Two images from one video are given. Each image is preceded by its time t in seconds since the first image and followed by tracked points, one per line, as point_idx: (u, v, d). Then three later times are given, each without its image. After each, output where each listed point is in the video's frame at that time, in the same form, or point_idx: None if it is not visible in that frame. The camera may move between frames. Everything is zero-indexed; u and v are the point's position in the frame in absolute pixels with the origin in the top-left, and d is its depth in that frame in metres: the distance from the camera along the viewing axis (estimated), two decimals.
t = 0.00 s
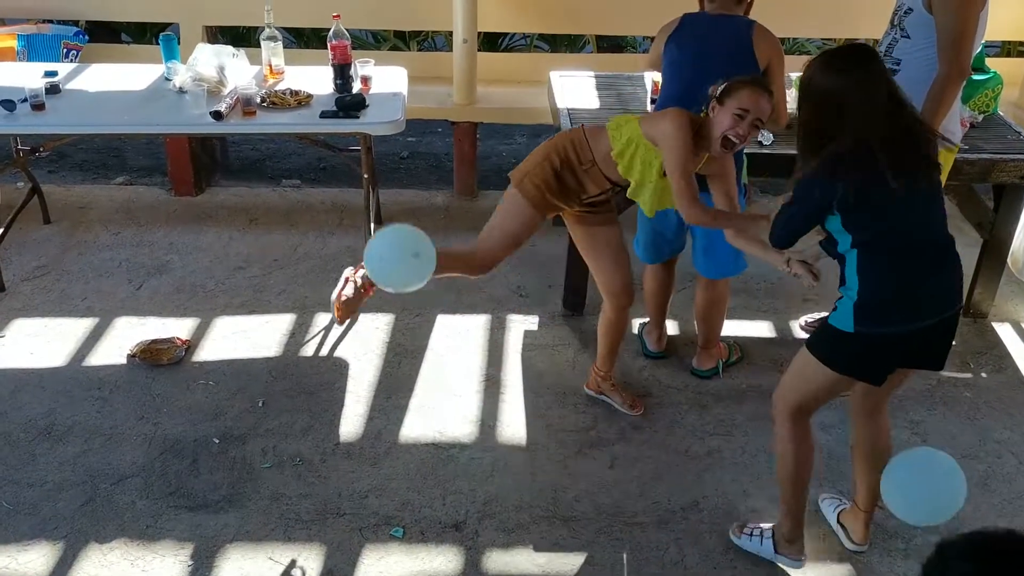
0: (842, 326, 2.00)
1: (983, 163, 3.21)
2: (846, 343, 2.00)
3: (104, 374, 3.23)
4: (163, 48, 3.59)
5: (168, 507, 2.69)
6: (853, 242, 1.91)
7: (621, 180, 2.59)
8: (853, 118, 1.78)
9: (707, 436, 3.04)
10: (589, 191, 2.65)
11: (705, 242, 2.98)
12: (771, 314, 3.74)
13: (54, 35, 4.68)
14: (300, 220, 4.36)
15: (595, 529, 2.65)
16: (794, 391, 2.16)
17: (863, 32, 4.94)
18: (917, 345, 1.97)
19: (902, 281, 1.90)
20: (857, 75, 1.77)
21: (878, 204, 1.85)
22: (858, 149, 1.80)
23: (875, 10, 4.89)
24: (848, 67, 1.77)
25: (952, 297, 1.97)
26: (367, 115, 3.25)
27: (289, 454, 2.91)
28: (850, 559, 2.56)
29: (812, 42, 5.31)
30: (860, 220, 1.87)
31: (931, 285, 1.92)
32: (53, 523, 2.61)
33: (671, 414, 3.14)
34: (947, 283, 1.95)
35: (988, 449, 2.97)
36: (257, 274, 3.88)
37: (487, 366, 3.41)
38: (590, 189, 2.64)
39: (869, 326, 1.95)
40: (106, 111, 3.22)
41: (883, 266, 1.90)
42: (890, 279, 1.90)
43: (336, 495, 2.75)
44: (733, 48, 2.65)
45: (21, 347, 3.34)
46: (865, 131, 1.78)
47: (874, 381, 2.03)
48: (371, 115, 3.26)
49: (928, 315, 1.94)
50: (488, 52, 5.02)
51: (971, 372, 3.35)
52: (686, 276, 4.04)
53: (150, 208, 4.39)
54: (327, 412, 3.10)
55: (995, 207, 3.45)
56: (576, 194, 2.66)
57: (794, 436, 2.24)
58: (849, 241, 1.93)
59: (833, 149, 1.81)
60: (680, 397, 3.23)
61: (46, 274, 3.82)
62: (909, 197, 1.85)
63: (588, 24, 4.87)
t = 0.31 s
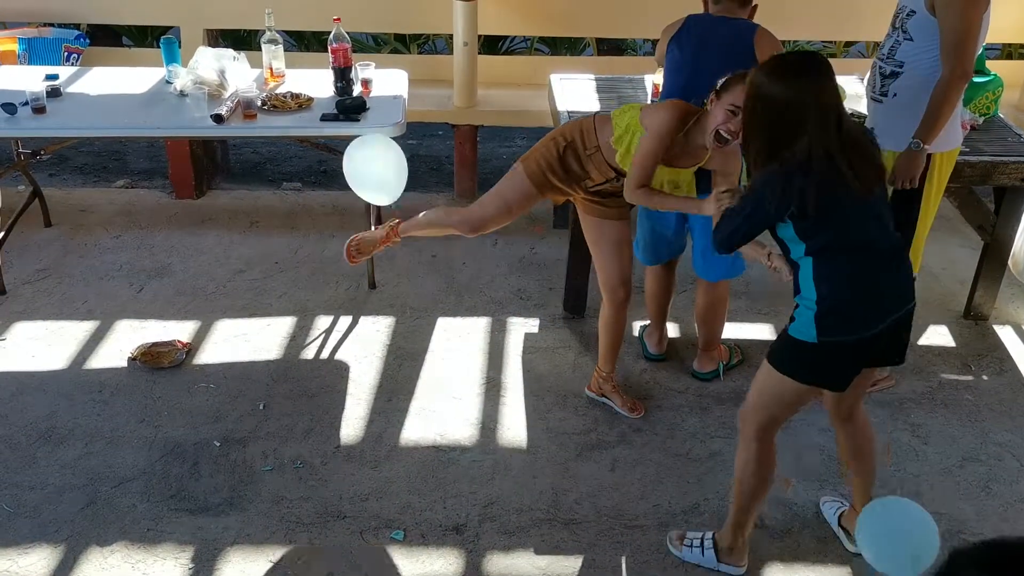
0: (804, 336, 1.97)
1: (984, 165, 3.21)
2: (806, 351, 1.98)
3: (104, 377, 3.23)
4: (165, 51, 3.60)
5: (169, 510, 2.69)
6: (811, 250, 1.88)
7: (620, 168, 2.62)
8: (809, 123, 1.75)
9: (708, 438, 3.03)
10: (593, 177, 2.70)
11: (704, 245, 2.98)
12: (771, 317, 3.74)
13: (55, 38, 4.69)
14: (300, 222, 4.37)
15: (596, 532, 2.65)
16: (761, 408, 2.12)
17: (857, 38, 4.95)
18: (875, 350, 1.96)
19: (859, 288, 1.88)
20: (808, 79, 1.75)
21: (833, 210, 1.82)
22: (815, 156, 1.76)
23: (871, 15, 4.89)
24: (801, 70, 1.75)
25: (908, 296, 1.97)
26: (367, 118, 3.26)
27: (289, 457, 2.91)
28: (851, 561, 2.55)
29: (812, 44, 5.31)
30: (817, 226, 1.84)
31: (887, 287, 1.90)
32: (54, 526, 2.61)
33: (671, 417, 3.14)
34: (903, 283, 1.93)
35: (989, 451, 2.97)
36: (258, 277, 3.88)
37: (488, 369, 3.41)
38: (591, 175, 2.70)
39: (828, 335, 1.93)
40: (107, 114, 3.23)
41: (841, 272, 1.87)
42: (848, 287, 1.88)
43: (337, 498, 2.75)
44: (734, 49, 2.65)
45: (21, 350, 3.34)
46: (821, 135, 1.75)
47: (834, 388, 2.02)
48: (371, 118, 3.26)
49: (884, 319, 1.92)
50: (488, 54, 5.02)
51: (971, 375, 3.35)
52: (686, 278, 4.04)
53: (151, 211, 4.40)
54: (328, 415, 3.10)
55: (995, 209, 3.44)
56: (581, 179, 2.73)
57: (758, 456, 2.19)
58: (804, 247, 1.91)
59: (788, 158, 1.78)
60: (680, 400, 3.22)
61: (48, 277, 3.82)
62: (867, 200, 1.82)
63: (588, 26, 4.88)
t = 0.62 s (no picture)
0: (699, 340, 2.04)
1: (986, 167, 3.21)
2: (705, 353, 2.05)
3: (106, 380, 3.23)
4: (167, 54, 3.60)
5: (170, 513, 2.69)
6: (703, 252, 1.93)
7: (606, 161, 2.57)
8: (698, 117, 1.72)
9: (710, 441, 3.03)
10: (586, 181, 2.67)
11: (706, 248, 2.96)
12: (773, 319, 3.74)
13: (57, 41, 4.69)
14: (302, 225, 4.37)
15: (597, 535, 2.64)
16: (699, 418, 2.17)
17: (857, 40, 4.96)
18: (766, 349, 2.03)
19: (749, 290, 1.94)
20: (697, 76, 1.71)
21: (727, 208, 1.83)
22: (700, 149, 1.73)
23: (871, 17, 4.90)
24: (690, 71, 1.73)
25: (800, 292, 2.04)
26: (369, 121, 3.26)
27: (291, 460, 2.91)
28: (852, 564, 2.55)
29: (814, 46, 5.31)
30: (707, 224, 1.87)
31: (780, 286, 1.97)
32: (55, 528, 2.61)
33: (673, 419, 3.13)
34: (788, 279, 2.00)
35: (991, 454, 2.97)
36: (260, 280, 3.88)
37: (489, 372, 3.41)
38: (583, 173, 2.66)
39: (724, 337, 2.00)
40: (108, 117, 3.23)
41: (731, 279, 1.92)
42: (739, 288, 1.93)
43: (339, 501, 2.75)
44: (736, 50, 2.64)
45: (23, 353, 3.34)
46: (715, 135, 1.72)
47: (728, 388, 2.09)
48: (373, 121, 3.26)
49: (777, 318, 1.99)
50: (490, 57, 5.02)
51: (973, 377, 3.35)
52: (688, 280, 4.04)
53: (152, 214, 4.40)
54: (330, 417, 3.10)
55: (997, 211, 3.44)
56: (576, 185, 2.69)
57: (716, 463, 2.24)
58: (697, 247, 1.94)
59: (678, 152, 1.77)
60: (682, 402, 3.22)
61: (50, 279, 3.83)
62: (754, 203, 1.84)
63: (588, 29, 4.88)
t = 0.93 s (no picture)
0: (560, 305, 2.23)
1: (987, 168, 3.22)
2: (568, 320, 2.23)
3: (108, 383, 3.23)
4: (168, 57, 3.60)
5: (172, 515, 2.69)
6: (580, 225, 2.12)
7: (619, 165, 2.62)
8: (582, 91, 1.94)
9: (712, 442, 3.03)
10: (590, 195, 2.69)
11: (709, 247, 2.98)
12: (775, 321, 3.74)
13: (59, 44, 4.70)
14: (303, 227, 4.37)
15: (599, 537, 2.64)
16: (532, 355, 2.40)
17: (857, 41, 4.95)
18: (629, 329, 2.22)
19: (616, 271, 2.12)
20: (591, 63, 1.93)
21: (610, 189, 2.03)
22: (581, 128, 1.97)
23: (871, 18, 4.90)
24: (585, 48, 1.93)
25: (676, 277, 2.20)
26: (370, 123, 3.27)
27: (292, 462, 2.91)
28: (854, 566, 2.55)
29: (815, 48, 5.32)
30: (583, 192, 2.05)
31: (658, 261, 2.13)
32: (57, 531, 2.61)
33: (674, 422, 3.13)
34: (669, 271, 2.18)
35: (994, 456, 2.96)
36: (261, 282, 3.89)
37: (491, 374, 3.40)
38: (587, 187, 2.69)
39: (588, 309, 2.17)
40: (110, 120, 3.23)
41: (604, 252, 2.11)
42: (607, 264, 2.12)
43: (342, 503, 2.75)
44: (737, 51, 2.64)
45: (25, 356, 3.34)
46: (593, 106, 1.94)
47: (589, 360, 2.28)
48: (374, 123, 3.27)
49: (643, 299, 2.16)
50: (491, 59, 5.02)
51: (975, 379, 3.35)
52: (690, 282, 4.04)
53: (154, 216, 4.41)
54: (332, 420, 3.10)
55: (999, 213, 3.45)
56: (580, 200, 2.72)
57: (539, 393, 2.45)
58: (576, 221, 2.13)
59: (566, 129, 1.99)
60: (684, 405, 3.22)
61: (51, 282, 3.83)
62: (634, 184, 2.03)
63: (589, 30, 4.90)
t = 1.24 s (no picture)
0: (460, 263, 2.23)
1: (988, 168, 3.22)
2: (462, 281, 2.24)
3: (109, 385, 3.23)
4: (169, 59, 3.60)
5: (174, 518, 2.69)
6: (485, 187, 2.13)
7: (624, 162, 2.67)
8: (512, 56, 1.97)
9: (713, 443, 3.03)
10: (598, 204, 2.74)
11: (709, 248, 2.98)
12: (777, 322, 3.74)
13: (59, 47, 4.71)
14: (304, 229, 4.37)
15: (600, 538, 2.64)
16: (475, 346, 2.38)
17: (857, 41, 4.95)
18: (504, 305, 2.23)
19: (496, 242, 2.16)
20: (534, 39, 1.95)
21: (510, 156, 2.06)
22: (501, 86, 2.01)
23: (872, 19, 4.90)
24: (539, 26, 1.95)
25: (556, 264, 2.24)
26: (371, 125, 3.27)
27: (294, 464, 2.91)
28: (856, 566, 2.54)
29: (814, 49, 5.32)
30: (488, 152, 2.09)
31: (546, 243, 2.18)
32: (59, 534, 2.61)
33: (675, 423, 3.13)
34: (556, 247, 2.23)
35: (995, 456, 2.96)
36: (262, 284, 3.89)
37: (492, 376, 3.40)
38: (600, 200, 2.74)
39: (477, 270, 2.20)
40: (111, 123, 3.23)
41: (493, 218, 2.14)
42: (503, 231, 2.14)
43: (344, 505, 2.75)
44: (737, 52, 2.65)
45: (26, 359, 3.34)
46: (511, 71, 1.98)
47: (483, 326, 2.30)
48: (375, 125, 3.27)
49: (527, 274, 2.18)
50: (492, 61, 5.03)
51: (977, 379, 3.34)
52: (691, 283, 4.04)
53: (155, 219, 4.41)
54: (334, 422, 3.10)
55: (999, 213, 3.45)
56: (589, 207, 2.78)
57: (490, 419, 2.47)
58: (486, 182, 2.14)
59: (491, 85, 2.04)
60: (685, 406, 3.22)
61: (52, 285, 3.83)
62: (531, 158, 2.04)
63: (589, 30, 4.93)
